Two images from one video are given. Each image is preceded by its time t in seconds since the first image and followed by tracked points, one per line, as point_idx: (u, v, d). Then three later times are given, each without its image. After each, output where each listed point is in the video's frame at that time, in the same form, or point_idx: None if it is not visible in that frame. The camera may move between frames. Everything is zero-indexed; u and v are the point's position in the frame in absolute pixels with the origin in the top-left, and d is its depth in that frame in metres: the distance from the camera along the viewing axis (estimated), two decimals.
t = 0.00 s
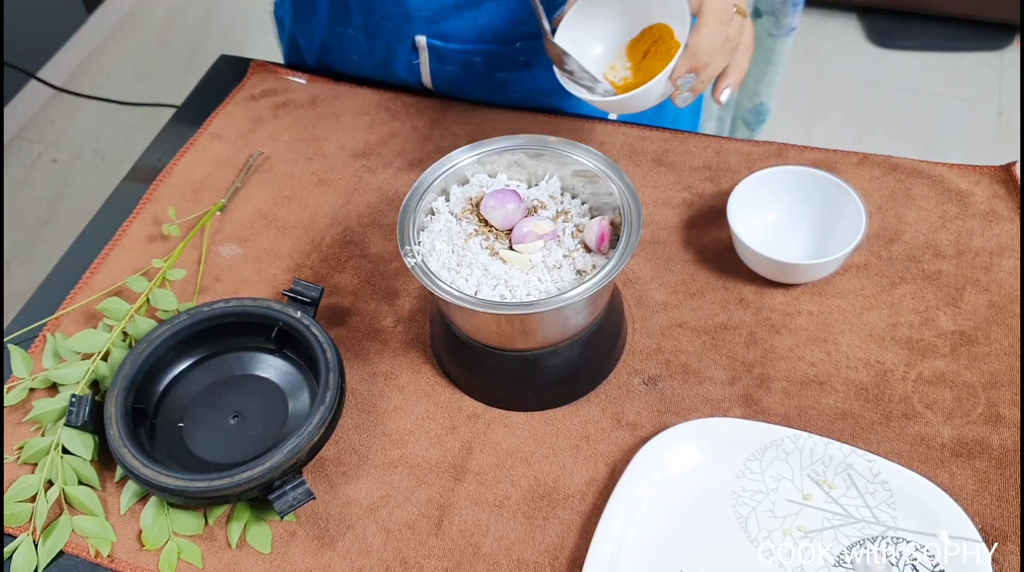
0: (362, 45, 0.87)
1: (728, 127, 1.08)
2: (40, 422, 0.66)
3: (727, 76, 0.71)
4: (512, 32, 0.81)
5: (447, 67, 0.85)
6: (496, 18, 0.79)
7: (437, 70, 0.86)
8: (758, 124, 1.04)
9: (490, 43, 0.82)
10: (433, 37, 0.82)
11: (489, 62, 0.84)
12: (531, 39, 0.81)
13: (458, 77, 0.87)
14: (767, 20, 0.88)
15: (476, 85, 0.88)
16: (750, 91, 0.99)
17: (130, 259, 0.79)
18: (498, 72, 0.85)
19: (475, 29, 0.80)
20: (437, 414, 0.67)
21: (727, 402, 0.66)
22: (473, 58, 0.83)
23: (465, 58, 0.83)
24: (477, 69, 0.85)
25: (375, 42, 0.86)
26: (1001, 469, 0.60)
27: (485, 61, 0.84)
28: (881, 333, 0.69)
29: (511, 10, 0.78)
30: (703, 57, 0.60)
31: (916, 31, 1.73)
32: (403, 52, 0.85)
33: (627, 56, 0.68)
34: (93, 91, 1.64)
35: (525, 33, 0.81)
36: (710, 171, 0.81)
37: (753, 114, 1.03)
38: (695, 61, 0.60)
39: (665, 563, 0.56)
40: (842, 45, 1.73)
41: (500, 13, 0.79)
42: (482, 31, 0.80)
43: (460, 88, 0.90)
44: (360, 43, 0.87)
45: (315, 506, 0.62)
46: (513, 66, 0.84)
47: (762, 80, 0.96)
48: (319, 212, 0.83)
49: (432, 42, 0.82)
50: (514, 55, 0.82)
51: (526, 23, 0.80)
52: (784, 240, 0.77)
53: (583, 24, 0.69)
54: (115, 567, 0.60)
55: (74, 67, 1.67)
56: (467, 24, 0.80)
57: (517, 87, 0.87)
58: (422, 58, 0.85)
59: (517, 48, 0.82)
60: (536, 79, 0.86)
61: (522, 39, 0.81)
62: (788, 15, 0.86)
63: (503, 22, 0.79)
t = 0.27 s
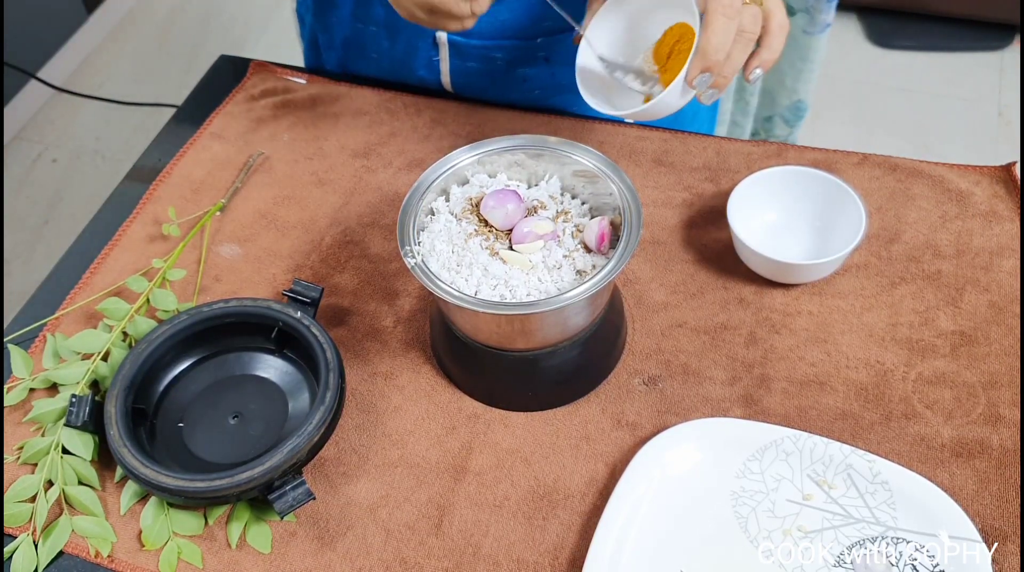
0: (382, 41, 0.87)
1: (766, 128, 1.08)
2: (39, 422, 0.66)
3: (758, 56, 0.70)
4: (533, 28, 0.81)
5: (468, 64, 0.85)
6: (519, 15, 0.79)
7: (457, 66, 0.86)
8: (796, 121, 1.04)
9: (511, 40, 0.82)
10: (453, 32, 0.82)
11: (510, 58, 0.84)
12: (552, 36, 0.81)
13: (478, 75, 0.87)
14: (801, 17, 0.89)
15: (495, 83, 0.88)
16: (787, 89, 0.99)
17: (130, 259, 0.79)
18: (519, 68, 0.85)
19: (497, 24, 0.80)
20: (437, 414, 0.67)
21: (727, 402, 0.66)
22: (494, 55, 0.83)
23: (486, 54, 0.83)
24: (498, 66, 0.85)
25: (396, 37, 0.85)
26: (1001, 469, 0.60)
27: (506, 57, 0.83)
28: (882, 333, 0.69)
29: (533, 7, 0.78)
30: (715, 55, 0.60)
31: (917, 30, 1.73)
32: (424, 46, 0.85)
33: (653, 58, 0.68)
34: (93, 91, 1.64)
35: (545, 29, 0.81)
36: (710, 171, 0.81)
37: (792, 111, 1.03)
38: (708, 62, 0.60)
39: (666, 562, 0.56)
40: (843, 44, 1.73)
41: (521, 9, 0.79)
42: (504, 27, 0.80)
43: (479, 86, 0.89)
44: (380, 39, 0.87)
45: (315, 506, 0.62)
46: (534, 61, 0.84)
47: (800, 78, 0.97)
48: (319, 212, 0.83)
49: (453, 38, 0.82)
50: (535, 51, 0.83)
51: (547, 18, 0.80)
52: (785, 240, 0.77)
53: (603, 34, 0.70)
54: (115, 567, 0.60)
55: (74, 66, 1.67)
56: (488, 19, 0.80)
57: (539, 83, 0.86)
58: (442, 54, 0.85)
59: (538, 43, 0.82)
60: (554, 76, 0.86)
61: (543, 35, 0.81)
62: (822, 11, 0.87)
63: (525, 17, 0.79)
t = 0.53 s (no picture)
0: (391, 42, 0.87)
1: (790, 131, 1.06)
2: (39, 422, 0.66)
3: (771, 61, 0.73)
4: (542, 32, 0.80)
5: (477, 65, 0.85)
6: (529, 18, 0.78)
7: (466, 68, 0.86)
8: (822, 123, 1.03)
9: (521, 43, 0.81)
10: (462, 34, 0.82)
11: (518, 61, 0.83)
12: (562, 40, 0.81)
13: (486, 76, 0.87)
14: (822, 20, 0.88)
15: (502, 85, 0.88)
16: (810, 92, 0.98)
17: (130, 259, 0.79)
18: (527, 71, 0.85)
19: (506, 26, 0.80)
20: (437, 414, 0.67)
21: (727, 402, 0.66)
22: (502, 57, 0.83)
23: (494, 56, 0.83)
24: (506, 68, 0.85)
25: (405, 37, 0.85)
26: (1001, 469, 0.60)
27: (515, 60, 0.83)
28: (882, 333, 0.69)
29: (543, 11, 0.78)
30: (733, 39, 0.60)
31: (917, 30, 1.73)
32: (433, 46, 0.85)
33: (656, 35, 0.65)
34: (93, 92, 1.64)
35: (555, 33, 0.80)
36: (710, 171, 0.81)
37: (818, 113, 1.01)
38: (724, 42, 0.59)
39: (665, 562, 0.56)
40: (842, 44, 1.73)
41: (530, 13, 0.78)
42: (513, 29, 0.80)
43: (487, 88, 0.89)
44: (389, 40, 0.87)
45: (315, 506, 0.62)
46: (542, 64, 0.83)
47: (822, 80, 0.96)
48: (320, 212, 0.83)
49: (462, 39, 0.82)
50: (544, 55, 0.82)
51: (557, 23, 0.79)
52: (785, 240, 0.77)
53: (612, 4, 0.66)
54: (115, 567, 0.60)
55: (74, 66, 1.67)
56: (497, 22, 0.79)
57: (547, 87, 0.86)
58: (451, 55, 0.85)
59: (549, 47, 0.81)
60: (565, 79, 0.86)
61: (553, 39, 0.81)
62: (843, 13, 0.87)
63: (535, 21, 0.79)
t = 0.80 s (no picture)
0: (387, 39, 0.87)
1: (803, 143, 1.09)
2: (39, 423, 0.66)
3: (764, 84, 0.71)
4: (537, 33, 0.81)
5: (471, 66, 0.85)
6: (523, 19, 0.79)
7: (461, 69, 0.86)
8: (835, 136, 1.05)
9: (514, 44, 0.82)
10: (457, 34, 0.82)
11: (513, 63, 0.84)
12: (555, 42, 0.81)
13: (480, 77, 0.87)
14: (838, 33, 0.92)
15: (498, 85, 0.88)
16: (825, 104, 1.01)
17: (130, 260, 0.79)
18: (521, 74, 0.85)
19: (501, 28, 0.81)
20: (437, 414, 0.67)
21: (728, 402, 0.66)
22: (497, 59, 0.83)
23: (488, 58, 0.83)
24: (501, 70, 0.85)
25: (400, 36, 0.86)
26: (1001, 469, 0.60)
27: (510, 62, 0.83)
28: (882, 334, 0.69)
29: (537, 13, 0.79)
30: (731, 57, 0.60)
31: (918, 30, 1.73)
32: (426, 45, 0.85)
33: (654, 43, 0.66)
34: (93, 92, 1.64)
35: (549, 36, 0.81)
36: (710, 172, 0.81)
37: (831, 126, 1.04)
38: (722, 60, 0.60)
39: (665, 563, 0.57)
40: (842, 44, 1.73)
41: (524, 14, 0.79)
42: (507, 31, 0.81)
43: (483, 89, 0.89)
44: (385, 37, 0.87)
45: (315, 506, 0.62)
46: (538, 68, 0.84)
47: (838, 92, 0.98)
48: (320, 213, 0.83)
49: (456, 39, 0.83)
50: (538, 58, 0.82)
51: (551, 25, 0.80)
52: (786, 241, 0.77)
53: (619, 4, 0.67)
54: (114, 568, 0.60)
55: (74, 67, 1.67)
56: (492, 24, 0.80)
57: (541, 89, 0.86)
58: (445, 54, 0.85)
59: (542, 50, 0.81)
60: (559, 85, 0.86)
61: (546, 41, 0.81)
62: (858, 27, 0.90)
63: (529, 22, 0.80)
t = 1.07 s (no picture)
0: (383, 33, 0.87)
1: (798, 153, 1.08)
2: (39, 422, 0.66)
3: (785, 105, 0.76)
4: (534, 30, 0.80)
5: (468, 61, 0.85)
6: (522, 16, 0.78)
7: (457, 63, 0.86)
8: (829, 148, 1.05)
9: (511, 41, 0.81)
10: (455, 29, 0.81)
11: (510, 60, 0.83)
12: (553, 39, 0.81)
13: (477, 73, 0.87)
14: (833, 43, 0.92)
15: (495, 81, 0.88)
16: (820, 117, 1.01)
17: (130, 259, 0.79)
18: (519, 70, 0.85)
19: (499, 25, 0.80)
20: (437, 414, 0.67)
21: (728, 402, 0.66)
22: (494, 55, 0.83)
23: (485, 53, 0.83)
24: (498, 67, 0.85)
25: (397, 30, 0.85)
26: (1001, 469, 0.60)
27: (506, 59, 0.83)
28: (882, 334, 0.69)
29: (536, 11, 0.78)
30: (756, 84, 0.65)
31: (918, 30, 1.73)
32: (425, 41, 0.84)
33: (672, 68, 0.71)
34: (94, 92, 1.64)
35: (547, 33, 0.80)
36: (711, 171, 0.81)
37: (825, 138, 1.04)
38: (747, 87, 0.64)
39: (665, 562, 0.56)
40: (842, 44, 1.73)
41: (523, 11, 0.78)
42: (506, 27, 0.80)
43: (479, 85, 0.89)
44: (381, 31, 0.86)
45: (315, 506, 0.62)
46: (534, 65, 0.84)
47: (832, 105, 0.98)
48: (320, 213, 0.83)
49: (455, 35, 0.82)
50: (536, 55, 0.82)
51: (548, 22, 0.79)
52: (786, 241, 0.77)
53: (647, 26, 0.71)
54: (115, 567, 0.60)
55: (74, 67, 1.67)
56: (490, 20, 0.79)
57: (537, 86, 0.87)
58: (443, 50, 0.84)
59: (540, 47, 0.81)
60: (555, 81, 0.86)
61: (544, 38, 0.81)
62: (854, 37, 0.90)
63: (528, 20, 0.79)
